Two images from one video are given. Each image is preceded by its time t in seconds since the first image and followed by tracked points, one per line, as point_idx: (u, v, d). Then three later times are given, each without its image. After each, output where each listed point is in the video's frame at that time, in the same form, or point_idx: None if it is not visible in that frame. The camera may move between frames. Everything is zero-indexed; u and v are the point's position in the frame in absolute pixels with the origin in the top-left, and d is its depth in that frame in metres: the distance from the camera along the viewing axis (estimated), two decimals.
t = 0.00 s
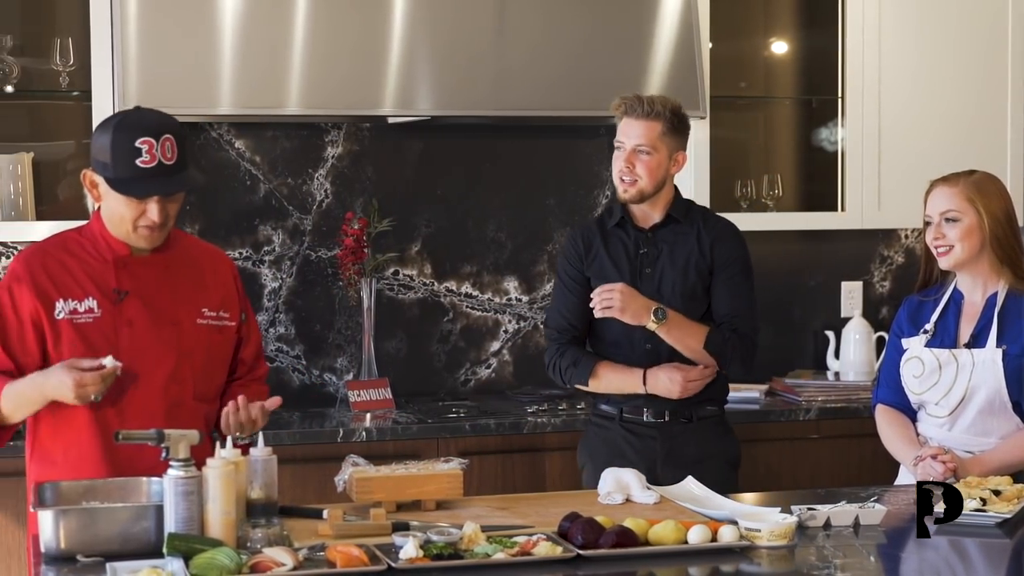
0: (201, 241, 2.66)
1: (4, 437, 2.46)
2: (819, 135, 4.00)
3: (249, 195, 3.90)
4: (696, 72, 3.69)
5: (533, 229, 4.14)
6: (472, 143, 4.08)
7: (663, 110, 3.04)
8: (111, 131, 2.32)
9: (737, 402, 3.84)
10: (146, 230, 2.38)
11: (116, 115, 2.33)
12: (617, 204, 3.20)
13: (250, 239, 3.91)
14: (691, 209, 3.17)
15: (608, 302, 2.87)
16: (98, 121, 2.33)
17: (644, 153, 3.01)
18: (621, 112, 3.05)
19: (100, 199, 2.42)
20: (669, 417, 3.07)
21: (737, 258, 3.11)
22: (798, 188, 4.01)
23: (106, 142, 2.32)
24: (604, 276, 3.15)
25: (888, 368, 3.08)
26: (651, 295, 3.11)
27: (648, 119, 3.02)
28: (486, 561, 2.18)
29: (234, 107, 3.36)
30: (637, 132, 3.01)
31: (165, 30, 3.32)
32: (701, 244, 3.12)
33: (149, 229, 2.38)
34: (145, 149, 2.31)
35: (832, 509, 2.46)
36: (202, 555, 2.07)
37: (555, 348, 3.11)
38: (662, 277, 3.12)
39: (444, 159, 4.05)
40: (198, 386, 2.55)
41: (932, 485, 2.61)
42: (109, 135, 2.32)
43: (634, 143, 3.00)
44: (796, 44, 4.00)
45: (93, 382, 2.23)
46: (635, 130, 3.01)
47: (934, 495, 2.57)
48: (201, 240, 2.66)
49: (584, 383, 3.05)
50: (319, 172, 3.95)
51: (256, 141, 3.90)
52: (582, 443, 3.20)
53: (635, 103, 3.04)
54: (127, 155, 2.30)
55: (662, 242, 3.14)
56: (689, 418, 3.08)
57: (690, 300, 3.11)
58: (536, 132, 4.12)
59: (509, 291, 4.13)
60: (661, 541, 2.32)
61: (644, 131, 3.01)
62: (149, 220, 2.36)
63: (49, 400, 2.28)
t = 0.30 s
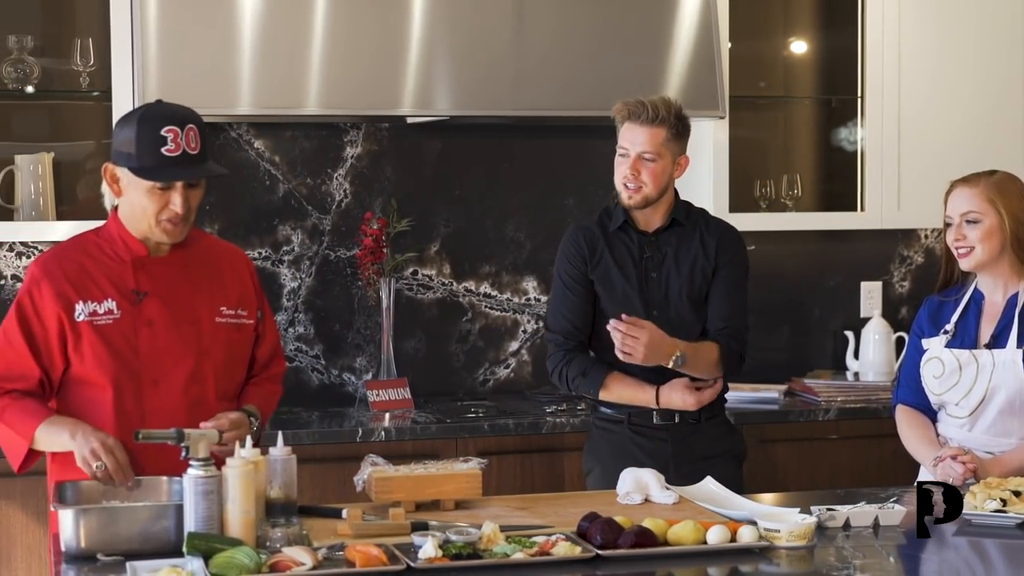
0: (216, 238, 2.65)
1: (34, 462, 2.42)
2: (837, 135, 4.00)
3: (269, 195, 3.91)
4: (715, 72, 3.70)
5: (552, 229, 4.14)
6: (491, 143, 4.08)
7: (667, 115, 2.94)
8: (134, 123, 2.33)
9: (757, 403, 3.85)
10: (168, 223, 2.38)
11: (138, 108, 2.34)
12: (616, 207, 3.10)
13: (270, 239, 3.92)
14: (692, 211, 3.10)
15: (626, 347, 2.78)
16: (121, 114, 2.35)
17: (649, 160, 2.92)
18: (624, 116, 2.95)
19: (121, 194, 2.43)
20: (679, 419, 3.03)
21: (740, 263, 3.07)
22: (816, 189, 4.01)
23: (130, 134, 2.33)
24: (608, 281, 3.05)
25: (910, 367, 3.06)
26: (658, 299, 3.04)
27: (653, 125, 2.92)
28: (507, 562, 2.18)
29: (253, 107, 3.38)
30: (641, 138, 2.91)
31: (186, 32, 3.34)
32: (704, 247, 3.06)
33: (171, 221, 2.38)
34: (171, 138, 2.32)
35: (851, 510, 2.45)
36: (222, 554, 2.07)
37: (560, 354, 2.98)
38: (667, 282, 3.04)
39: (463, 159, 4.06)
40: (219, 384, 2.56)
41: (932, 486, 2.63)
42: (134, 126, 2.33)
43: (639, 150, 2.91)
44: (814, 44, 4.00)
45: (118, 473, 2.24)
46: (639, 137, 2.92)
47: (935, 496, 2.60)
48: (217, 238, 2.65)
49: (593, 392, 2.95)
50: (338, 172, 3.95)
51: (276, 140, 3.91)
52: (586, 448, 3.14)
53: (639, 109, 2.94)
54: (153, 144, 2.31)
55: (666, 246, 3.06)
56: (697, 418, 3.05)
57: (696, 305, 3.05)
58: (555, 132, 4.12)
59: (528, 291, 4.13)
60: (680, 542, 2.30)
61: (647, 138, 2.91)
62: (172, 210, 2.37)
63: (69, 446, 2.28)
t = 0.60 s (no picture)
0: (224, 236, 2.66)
1: (37, 464, 2.33)
2: (855, 135, 4.00)
3: (287, 195, 3.92)
4: (733, 73, 3.71)
5: (569, 229, 4.14)
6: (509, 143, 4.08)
7: (688, 116, 2.93)
8: (152, 121, 2.33)
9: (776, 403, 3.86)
10: (182, 220, 2.40)
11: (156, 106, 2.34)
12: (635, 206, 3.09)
13: (288, 239, 3.93)
14: (709, 214, 3.11)
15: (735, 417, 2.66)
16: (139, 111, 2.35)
17: (670, 161, 2.91)
18: (647, 116, 2.94)
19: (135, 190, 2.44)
20: (694, 420, 3.03)
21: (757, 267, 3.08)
22: (834, 189, 4.01)
23: (148, 132, 2.33)
24: (627, 280, 3.03)
25: (927, 368, 3.06)
26: (676, 301, 3.03)
27: (675, 126, 2.92)
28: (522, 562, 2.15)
29: (272, 107, 3.40)
30: (662, 139, 2.91)
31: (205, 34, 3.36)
32: (721, 250, 3.06)
33: (186, 219, 2.40)
34: (189, 136, 2.32)
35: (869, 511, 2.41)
36: (240, 554, 2.05)
37: (579, 351, 2.94)
38: (685, 283, 3.04)
39: (481, 159, 4.06)
40: (236, 381, 2.57)
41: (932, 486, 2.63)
42: (151, 123, 2.33)
43: (659, 151, 2.90)
44: (833, 43, 3.98)
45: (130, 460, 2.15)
46: (661, 137, 2.91)
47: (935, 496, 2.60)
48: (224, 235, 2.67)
49: (617, 390, 2.90)
50: (356, 172, 3.96)
51: (294, 141, 3.91)
52: (601, 448, 3.12)
53: (661, 110, 2.93)
54: (170, 142, 2.31)
55: (684, 247, 3.06)
56: (712, 419, 3.04)
57: (712, 308, 3.05)
58: (572, 133, 4.13)
59: (546, 292, 4.13)
60: (698, 542, 2.25)
61: (669, 138, 2.90)
62: (187, 208, 2.39)
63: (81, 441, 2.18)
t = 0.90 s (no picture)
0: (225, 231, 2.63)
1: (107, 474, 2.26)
2: (872, 135, 4.00)
3: (303, 196, 3.92)
4: (748, 73, 3.72)
5: (585, 229, 4.14)
6: (524, 143, 4.08)
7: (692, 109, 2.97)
8: (173, 109, 2.35)
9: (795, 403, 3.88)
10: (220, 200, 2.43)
11: (168, 100, 2.36)
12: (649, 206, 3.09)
13: (304, 239, 3.93)
14: (724, 216, 3.10)
15: (824, 433, 2.46)
16: (152, 109, 2.35)
17: (678, 157, 2.92)
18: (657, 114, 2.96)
19: (162, 188, 2.41)
20: (707, 420, 3.02)
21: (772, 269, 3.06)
22: (851, 188, 4.00)
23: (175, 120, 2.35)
24: (639, 279, 3.03)
25: (943, 369, 3.05)
26: (688, 301, 3.02)
27: (683, 122, 2.93)
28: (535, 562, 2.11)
29: (287, 107, 3.41)
30: (672, 135, 2.92)
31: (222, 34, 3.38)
32: (735, 252, 3.04)
33: (221, 197, 2.44)
34: (212, 116, 2.38)
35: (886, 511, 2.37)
36: (257, 553, 2.03)
37: (592, 347, 2.94)
38: (697, 284, 3.03)
39: (497, 159, 4.06)
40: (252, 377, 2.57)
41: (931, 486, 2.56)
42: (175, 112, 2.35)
43: (669, 146, 2.91)
44: (849, 43, 3.99)
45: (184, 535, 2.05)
46: (670, 133, 2.93)
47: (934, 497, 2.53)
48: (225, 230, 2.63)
49: (630, 385, 2.89)
50: (372, 172, 3.96)
51: (310, 141, 3.92)
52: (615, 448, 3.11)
53: (668, 106, 2.95)
54: (201, 121, 2.36)
55: (697, 248, 3.05)
56: (725, 420, 3.04)
57: (725, 310, 3.03)
58: (588, 133, 4.13)
59: (561, 292, 4.13)
60: (714, 543, 2.22)
61: (678, 134, 2.92)
62: (224, 185, 2.43)
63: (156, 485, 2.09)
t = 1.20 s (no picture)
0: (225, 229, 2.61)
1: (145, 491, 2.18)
2: (886, 135, 3.99)
3: (316, 196, 3.93)
4: (762, 72, 3.72)
5: (598, 229, 4.14)
6: (537, 143, 4.08)
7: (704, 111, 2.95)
8: (216, 110, 2.31)
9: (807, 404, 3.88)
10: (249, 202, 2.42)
11: (208, 98, 2.31)
12: (660, 206, 3.09)
13: (317, 239, 3.94)
14: (735, 215, 3.08)
15: (840, 444, 2.44)
16: (194, 108, 2.29)
17: (685, 156, 2.91)
18: (663, 114, 2.96)
19: (197, 188, 2.36)
20: (717, 421, 3.01)
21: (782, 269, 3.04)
22: (865, 188, 4.00)
23: (219, 121, 2.31)
24: (647, 280, 3.02)
25: (956, 368, 3.05)
26: (696, 302, 3.01)
27: (690, 122, 2.92)
28: (550, 562, 2.11)
29: (300, 107, 3.42)
30: (678, 135, 2.92)
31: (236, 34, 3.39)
32: (744, 252, 3.03)
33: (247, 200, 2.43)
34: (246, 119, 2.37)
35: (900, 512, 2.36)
36: (271, 552, 2.03)
37: (599, 347, 2.95)
38: (705, 285, 3.02)
39: (511, 159, 4.06)
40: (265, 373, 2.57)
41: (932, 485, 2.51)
42: (218, 112, 2.31)
43: (675, 146, 2.91)
44: (863, 43, 3.98)
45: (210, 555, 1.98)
46: (676, 133, 2.92)
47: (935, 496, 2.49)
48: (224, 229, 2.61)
49: (638, 382, 2.88)
50: (385, 172, 3.96)
51: (323, 141, 3.92)
52: (627, 448, 3.11)
53: (676, 106, 2.94)
54: (241, 126, 2.34)
55: (706, 249, 3.04)
56: (735, 421, 3.03)
57: (733, 311, 3.02)
58: (601, 133, 4.13)
59: (574, 292, 4.13)
60: (726, 543, 2.22)
61: (684, 134, 2.91)
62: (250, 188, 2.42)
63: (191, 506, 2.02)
